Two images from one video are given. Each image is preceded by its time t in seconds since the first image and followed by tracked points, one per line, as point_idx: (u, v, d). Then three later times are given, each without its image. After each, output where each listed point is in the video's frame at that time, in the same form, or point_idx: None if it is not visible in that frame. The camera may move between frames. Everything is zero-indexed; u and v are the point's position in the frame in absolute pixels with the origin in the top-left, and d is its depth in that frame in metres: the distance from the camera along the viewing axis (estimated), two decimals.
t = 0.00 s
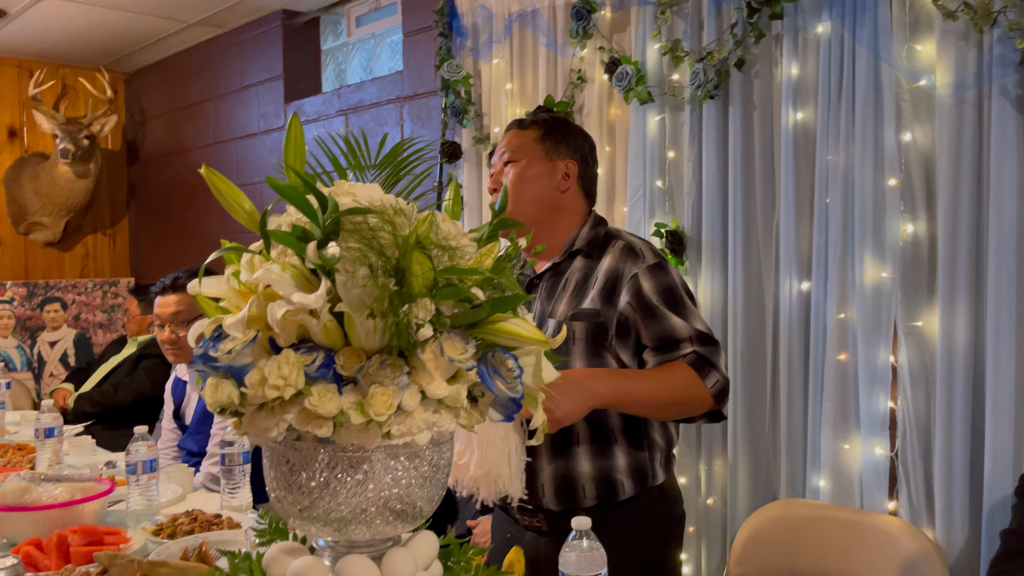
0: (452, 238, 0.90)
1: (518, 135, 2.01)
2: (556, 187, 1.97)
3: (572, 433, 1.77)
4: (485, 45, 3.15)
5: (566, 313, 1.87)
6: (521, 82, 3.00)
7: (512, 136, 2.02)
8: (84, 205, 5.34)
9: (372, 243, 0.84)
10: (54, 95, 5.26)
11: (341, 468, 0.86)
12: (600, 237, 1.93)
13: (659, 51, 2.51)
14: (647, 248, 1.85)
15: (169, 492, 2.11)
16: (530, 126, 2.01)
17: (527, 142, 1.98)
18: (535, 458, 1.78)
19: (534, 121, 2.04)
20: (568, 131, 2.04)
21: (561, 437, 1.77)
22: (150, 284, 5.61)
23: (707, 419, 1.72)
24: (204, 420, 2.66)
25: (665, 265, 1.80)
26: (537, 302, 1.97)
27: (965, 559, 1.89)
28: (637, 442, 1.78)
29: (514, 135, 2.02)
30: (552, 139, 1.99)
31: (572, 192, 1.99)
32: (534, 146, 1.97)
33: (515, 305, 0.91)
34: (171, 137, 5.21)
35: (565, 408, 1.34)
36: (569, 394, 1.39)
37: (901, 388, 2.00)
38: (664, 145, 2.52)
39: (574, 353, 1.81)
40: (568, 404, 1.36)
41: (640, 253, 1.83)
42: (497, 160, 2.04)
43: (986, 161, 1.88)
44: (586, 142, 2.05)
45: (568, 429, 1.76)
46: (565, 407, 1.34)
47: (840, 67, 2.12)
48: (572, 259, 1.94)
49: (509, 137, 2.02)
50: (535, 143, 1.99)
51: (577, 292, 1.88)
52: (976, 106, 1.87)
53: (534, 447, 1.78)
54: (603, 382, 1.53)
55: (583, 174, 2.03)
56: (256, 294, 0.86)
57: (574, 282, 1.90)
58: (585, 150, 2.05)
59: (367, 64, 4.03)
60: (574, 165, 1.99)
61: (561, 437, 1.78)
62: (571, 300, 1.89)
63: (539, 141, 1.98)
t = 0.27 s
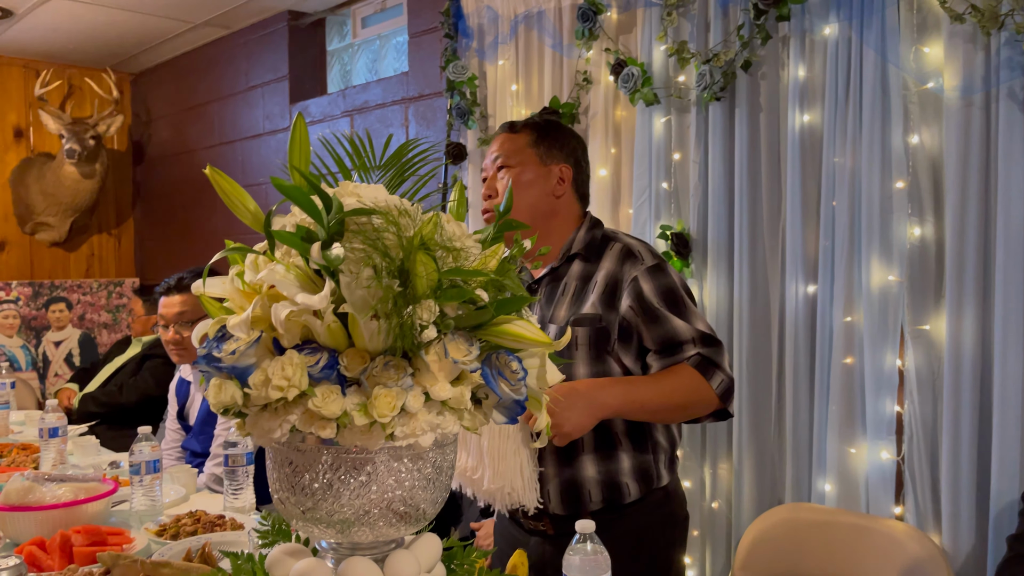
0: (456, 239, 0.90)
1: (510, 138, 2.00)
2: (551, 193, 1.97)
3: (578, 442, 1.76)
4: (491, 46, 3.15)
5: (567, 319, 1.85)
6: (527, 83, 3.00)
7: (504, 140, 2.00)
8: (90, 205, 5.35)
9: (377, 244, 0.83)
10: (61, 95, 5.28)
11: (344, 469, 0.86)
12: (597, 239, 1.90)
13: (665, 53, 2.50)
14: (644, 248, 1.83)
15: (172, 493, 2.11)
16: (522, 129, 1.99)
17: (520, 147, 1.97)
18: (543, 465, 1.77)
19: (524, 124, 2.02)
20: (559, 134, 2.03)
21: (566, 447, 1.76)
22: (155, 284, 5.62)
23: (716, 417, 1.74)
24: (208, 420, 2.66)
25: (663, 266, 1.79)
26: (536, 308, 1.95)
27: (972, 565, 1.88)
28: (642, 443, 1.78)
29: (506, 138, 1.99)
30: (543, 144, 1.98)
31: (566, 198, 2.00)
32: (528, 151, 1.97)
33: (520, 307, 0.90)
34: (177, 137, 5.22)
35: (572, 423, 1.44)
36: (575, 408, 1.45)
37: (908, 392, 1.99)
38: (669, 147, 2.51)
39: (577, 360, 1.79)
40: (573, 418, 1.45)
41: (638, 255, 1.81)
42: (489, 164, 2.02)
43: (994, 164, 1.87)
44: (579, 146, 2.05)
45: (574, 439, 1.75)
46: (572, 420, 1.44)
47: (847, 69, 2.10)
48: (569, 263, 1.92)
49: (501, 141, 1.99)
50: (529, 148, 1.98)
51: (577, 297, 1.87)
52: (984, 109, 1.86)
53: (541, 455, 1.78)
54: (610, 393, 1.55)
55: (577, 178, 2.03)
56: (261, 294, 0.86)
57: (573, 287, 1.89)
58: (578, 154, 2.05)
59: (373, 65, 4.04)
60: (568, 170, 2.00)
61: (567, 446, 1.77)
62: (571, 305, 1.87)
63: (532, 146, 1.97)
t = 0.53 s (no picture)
0: (459, 239, 0.90)
1: (526, 134, 2.03)
2: (555, 193, 1.96)
3: (576, 445, 1.75)
4: (497, 49, 3.15)
5: (565, 322, 1.85)
6: (532, 86, 3.00)
7: (520, 134, 2.03)
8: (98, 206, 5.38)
9: (379, 243, 0.83)
10: (70, 97, 5.30)
11: (346, 469, 0.86)
12: (597, 241, 1.90)
13: (671, 55, 2.50)
14: (644, 252, 1.82)
15: (177, 493, 2.11)
16: (538, 126, 2.02)
17: (533, 143, 1.99)
18: (540, 470, 1.76)
19: (542, 121, 2.05)
20: (575, 135, 2.05)
21: (564, 450, 1.75)
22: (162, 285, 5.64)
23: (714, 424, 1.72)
24: (212, 421, 2.67)
25: (663, 269, 1.79)
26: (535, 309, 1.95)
27: (978, 569, 1.87)
28: (640, 448, 1.77)
29: (522, 133, 2.02)
30: (557, 142, 2.00)
31: (571, 200, 1.99)
32: (540, 147, 1.98)
33: (523, 307, 0.90)
34: (184, 139, 5.25)
35: (567, 424, 1.42)
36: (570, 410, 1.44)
37: (914, 396, 1.98)
38: (675, 149, 2.51)
39: (575, 364, 1.79)
40: (569, 421, 1.43)
41: (637, 257, 1.81)
42: (501, 158, 2.04)
43: (1001, 166, 1.86)
44: (591, 150, 2.05)
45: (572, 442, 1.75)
46: (567, 423, 1.42)
47: (853, 71, 2.10)
48: (569, 264, 1.92)
49: (516, 136, 2.02)
50: (540, 145, 1.99)
51: (576, 300, 1.86)
52: (991, 111, 1.85)
53: (537, 458, 1.77)
54: (606, 396, 1.55)
55: (585, 180, 2.02)
56: (264, 293, 0.86)
57: (571, 289, 1.88)
58: (588, 157, 2.04)
59: (379, 67, 4.05)
60: (576, 173, 1.99)
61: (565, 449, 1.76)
62: (570, 308, 1.87)
63: (544, 144, 1.99)
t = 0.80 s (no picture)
0: (465, 242, 0.90)
1: (525, 140, 2.01)
2: (561, 195, 1.97)
3: (577, 449, 1.75)
4: (505, 53, 3.16)
5: (568, 326, 1.86)
6: (540, 90, 3.01)
7: (519, 142, 2.02)
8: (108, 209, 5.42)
9: (386, 245, 0.84)
10: (81, 101, 5.34)
11: (351, 471, 0.86)
12: (602, 245, 1.89)
13: (679, 59, 2.50)
14: (648, 256, 1.82)
15: (184, 494, 2.12)
16: (536, 131, 2.01)
17: (533, 148, 1.98)
18: (540, 472, 1.76)
19: (540, 126, 2.04)
20: (575, 137, 2.04)
21: (565, 453, 1.76)
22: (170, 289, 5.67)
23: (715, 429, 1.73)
24: (220, 423, 2.68)
25: (667, 275, 1.78)
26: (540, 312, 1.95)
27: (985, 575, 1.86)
28: (642, 454, 1.77)
29: (520, 140, 2.01)
30: (557, 146, 1.99)
31: (577, 201, 1.99)
32: (541, 152, 1.98)
33: (528, 309, 0.90)
34: (194, 143, 5.28)
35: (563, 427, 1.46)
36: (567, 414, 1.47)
37: (922, 402, 1.97)
38: (682, 154, 2.51)
39: (577, 368, 1.77)
40: (566, 424, 1.47)
41: (641, 262, 1.80)
42: (501, 167, 2.03)
43: (1010, 171, 1.85)
44: (593, 152, 2.06)
45: (572, 445, 1.75)
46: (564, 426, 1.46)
47: (861, 76, 2.10)
48: (574, 268, 1.91)
49: (515, 143, 2.01)
50: (541, 150, 1.99)
51: (579, 304, 1.86)
52: (999, 116, 1.85)
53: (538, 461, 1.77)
54: (604, 400, 1.57)
55: (590, 181, 2.02)
56: (270, 295, 0.86)
57: (575, 292, 1.88)
58: (591, 159, 2.04)
59: (387, 72, 4.07)
60: (580, 173, 1.99)
61: (565, 452, 1.76)
62: (573, 312, 1.87)
63: (545, 148, 1.98)
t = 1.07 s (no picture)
0: (471, 246, 0.90)
1: (521, 152, 2.00)
2: (564, 206, 1.97)
3: (581, 455, 1.75)
4: (511, 59, 3.16)
5: (574, 331, 1.86)
6: (546, 95, 3.01)
7: (514, 154, 2.00)
8: (116, 215, 5.39)
9: (391, 249, 0.84)
10: (89, 106, 5.37)
11: (356, 474, 0.86)
12: (608, 249, 1.90)
13: (685, 64, 2.49)
14: (653, 260, 1.82)
15: (190, 499, 2.11)
16: (531, 141, 1.99)
17: (531, 160, 1.97)
18: (545, 478, 1.76)
19: (533, 135, 2.01)
20: (569, 143, 2.02)
21: (570, 459, 1.76)
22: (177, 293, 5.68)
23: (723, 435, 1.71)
24: (225, 428, 2.68)
25: (672, 279, 1.77)
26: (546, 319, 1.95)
27: None
28: (649, 460, 1.75)
29: (516, 152, 1.99)
30: (554, 155, 1.98)
31: (580, 209, 1.99)
32: (540, 163, 1.97)
33: (532, 314, 0.90)
34: (201, 148, 5.30)
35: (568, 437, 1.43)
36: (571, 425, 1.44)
37: (929, 408, 1.96)
38: (688, 159, 2.51)
39: (579, 375, 1.79)
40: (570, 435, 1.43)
41: (645, 267, 1.80)
42: (500, 178, 2.02)
43: (1018, 175, 1.84)
44: (592, 157, 2.05)
45: (577, 450, 1.75)
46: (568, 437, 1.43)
47: (867, 81, 2.10)
48: (580, 274, 1.91)
49: (511, 155, 1.99)
50: (539, 161, 1.98)
51: (585, 309, 1.86)
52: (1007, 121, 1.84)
53: (543, 467, 1.77)
54: (607, 408, 1.55)
55: (591, 188, 2.03)
56: (276, 299, 0.86)
57: (581, 299, 1.88)
58: (591, 164, 2.04)
59: (394, 77, 4.08)
60: (581, 180, 2.00)
61: (570, 459, 1.76)
62: (578, 317, 1.87)
63: (543, 159, 1.97)
